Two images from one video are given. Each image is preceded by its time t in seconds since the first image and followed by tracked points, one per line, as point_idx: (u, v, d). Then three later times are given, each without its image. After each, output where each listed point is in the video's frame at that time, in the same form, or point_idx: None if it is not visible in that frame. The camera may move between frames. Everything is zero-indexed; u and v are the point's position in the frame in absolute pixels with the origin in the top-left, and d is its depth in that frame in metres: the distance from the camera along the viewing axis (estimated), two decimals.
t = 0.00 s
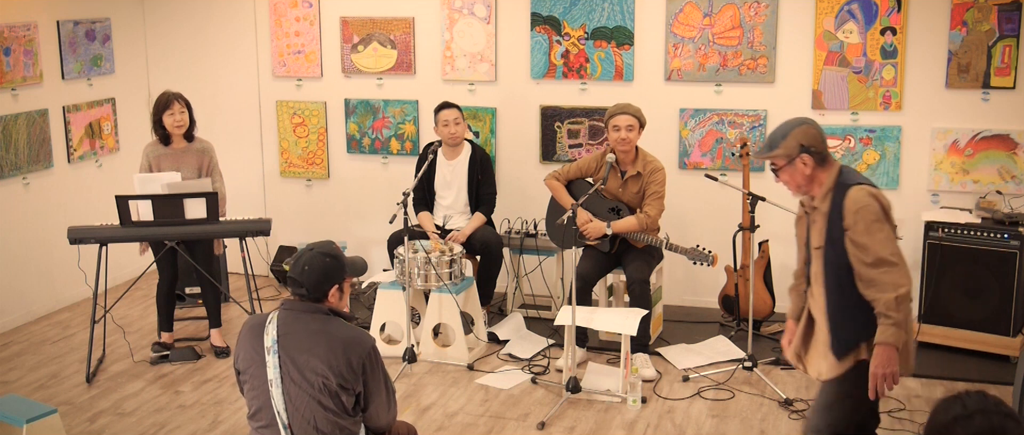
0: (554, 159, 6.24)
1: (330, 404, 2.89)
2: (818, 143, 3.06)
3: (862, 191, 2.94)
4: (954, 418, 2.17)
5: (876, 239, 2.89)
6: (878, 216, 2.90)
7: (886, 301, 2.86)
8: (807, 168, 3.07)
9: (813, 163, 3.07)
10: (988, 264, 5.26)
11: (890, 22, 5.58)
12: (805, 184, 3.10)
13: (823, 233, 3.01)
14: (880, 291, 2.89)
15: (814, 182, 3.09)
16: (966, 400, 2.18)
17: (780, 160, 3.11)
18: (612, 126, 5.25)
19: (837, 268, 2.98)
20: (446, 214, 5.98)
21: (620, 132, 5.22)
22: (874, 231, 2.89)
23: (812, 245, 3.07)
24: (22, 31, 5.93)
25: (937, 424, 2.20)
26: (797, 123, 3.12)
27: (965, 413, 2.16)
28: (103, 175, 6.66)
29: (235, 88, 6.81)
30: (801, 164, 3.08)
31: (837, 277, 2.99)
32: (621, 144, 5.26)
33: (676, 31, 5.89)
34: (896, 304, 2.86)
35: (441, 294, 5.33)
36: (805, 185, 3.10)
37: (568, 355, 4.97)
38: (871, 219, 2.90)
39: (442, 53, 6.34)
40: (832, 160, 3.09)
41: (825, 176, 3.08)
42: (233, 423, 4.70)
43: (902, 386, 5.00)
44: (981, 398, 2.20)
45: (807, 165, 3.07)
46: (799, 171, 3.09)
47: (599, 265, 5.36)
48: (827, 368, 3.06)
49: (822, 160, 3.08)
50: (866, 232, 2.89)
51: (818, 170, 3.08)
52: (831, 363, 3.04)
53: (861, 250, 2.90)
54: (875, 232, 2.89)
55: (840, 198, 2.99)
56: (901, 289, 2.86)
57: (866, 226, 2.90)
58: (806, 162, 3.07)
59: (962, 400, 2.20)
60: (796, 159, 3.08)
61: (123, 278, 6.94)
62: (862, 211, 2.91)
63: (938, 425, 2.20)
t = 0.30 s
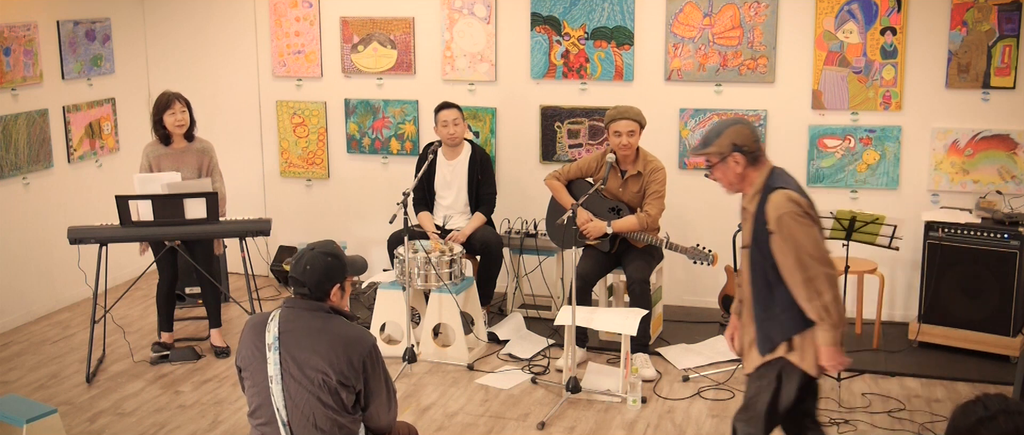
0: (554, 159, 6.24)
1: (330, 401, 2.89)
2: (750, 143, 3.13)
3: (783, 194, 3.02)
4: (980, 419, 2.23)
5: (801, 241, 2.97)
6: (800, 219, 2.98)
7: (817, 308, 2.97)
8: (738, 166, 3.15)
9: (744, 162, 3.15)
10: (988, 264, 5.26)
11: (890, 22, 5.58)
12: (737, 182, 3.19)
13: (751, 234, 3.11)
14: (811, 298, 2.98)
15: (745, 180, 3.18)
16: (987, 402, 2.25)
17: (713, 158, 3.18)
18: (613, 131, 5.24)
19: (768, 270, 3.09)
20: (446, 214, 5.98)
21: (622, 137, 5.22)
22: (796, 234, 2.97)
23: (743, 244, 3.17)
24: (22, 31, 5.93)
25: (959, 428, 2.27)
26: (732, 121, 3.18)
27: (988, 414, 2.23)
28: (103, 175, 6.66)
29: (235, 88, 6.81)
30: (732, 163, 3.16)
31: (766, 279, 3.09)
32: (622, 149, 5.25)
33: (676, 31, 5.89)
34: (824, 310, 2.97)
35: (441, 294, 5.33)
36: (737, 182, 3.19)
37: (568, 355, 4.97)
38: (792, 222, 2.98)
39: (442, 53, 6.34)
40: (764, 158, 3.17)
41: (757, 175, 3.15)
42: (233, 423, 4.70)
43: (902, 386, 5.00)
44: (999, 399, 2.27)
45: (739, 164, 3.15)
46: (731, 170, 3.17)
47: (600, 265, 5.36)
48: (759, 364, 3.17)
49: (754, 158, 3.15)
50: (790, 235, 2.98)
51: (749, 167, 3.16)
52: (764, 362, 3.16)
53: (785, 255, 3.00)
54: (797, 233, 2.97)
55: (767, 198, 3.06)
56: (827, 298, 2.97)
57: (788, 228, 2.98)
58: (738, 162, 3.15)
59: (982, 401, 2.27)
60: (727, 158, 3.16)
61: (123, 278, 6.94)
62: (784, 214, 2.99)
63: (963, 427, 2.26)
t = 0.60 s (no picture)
0: (554, 159, 6.24)
1: (332, 400, 2.89)
2: (675, 135, 3.13)
3: (703, 184, 3.02)
4: (976, 415, 2.22)
5: (714, 231, 2.97)
6: (716, 208, 2.98)
7: (711, 297, 2.96)
8: (666, 158, 3.15)
9: (671, 155, 3.15)
10: (988, 264, 5.26)
11: (890, 22, 5.58)
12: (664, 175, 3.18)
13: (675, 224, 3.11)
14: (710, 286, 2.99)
15: (673, 174, 3.18)
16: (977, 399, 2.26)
17: (640, 152, 3.17)
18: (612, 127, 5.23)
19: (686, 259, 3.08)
20: (446, 214, 5.98)
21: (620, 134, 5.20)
22: (712, 223, 2.98)
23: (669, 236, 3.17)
24: (22, 31, 5.93)
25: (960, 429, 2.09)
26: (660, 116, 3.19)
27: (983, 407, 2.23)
28: (102, 175, 6.66)
29: (235, 88, 6.81)
30: (657, 155, 3.15)
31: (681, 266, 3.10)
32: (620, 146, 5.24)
33: (676, 31, 5.89)
34: (719, 301, 2.95)
35: (441, 294, 5.33)
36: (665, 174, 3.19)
37: (568, 355, 4.97)
38: (708, 211, 2.98)
39: (442, 53, 6.34)
40: (690, 151, 3.17)
41: (683, 167, 3.16)
42: (233, 423, 4.70)
43: (902, 386, 5.00)
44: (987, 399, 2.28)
45: (665, 157, 3.15)
46: (658, 162, 3.16)
47: (600, 265, 5.37)
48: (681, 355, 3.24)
49: (682, 151, 3.16)
50: (706, 223, 2.98)
51: (677, 159, 3.16)
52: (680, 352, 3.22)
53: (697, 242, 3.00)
54: (711, 222, 2.98)
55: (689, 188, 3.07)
56: (724, 288, 2.95)
57: (702, 216, 2.99)
58: (665, 154, 3.14)
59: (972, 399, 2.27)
60: (654, 150, 3.14)
61: (123, 278, 6.94)
62: (700, 202, 3.00)
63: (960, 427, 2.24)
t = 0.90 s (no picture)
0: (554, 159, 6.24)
1: (332, 400, 2.89)
2: (597, 143, 3.32)
3: (627, 187, 3.24)
4: (970, 420, 2.18)
5: (643, 230, 3.20)
6: (642, 209, 3.21)
7: (648, 294, 3.20)
8: (592, 167, 3.34)
9: (596, 162, 3.34)
10: (988, 264, 5.26)
11: (890, 22, 5.58)
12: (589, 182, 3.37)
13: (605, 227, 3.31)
14: (646, 283, 3.21)
15: (598, 179, 3.37)
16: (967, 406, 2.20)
17: (567, 162, 3.34)
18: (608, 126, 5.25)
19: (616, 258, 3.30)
20: (446, 214, 5.99)
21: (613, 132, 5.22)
22: (641, 224, 3.20)
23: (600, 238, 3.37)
24: (22, 31, 5.93)
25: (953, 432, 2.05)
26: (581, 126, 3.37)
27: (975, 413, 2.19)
28: (102, 175, 6.66)
29: (235, 88, 6.81)
30: (583, 164, 3.33)
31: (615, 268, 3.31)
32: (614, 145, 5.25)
33: (676, 31, 5.89)
34: (659, 296, 3.20)
35: (441, 294, 5.33)
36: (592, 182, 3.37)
37: (568, 355, 4.97)
38: (635, 212, 3.21)
39: (442, 53, 6.34)
40: (612, 156, 3.37)
41: (608, 172, 3.36)
42: (233, 423, 4.70)
43: (902, 386, 5.00)
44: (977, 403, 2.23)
45: (591, 164, 3.34)
46: (586, 171, 3.35)
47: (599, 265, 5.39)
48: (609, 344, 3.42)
49: (604, 157, 3.35)
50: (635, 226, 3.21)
51: (601, 164, 3.35)
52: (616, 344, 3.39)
53: (628, 242, 3.22)
54: (640, 223, 3.20)
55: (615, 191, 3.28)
56: (659, 284, 3.19)
57: (630, 219, 3.21)
58: (590, 162, 3.33)
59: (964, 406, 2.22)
60: (580, 161, 3.33)
61: (123, 278, 6.94)
62: (626, 204, 3.22)
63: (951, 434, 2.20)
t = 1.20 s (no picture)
0: (554, 159, 6.24)
1: (333, 400, 2.89)
2: (522, 153, 3.42)
3: (558, 192, 3.33)
4: (974, 420, 2.22)
5: (579, 233, 3.29)
6: (575, 211, 3.30)
7: (594, 294, 3.30)
8: (521, 177, 3.44)
9: (524, 172, 3.44)
10: (988, 264, 5.26)
11: (890, 22, 5.58)
12: (519, 192, 3.48)
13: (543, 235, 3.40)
14: (590, 284, 3.31)
15: (528, 189, 3.46)
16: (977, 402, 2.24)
17: (495, 175, 3.45)
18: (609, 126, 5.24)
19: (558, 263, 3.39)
20: (446, 214, 5.99)
21: (613, 133, 5.22)
22: (577, 229, 3.29)
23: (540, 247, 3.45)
24: (22, 31, 5.93)
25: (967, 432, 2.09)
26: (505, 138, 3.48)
27: (979, 414, 2.23)
28: (102, 175, 6.66)
29: (235, 88, 6.81)
30: (511, 174, 3.44)
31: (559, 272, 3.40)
32: (616, 146, 5.26)
33: (676, 31, 5.89)
34: (604, 294, 3.30)
35: (441, 294, 5.33)
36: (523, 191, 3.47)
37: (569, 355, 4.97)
38: (569, 217, 3.29)
39: (442, 53, 6.34)
40: (539, 163, 3.47)
41: (537, 180, 3.45)
42: (233, 423, 4.70)
43: (902, 386, 5.00)
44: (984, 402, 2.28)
45: (520, 175, 3.44)
46: (514, 182, 3.45)
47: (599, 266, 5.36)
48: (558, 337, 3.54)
49: (531, 166, 3.45)
50: (570, 231, 3.29)
51: (529, 173, 3.45)
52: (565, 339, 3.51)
53: (567, 247, 3.31)
54: (577, 228, 3.29)
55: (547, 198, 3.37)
56: (604, 282, 3.30)
57: (565, 224, 3.29)
58: (518, 173, 3.43)
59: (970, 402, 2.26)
60: (507, 172, 3.43)
61: (123, 278, 6.94)
62: (560, 210, 3.30)
63: (956, 431, 2.24)
